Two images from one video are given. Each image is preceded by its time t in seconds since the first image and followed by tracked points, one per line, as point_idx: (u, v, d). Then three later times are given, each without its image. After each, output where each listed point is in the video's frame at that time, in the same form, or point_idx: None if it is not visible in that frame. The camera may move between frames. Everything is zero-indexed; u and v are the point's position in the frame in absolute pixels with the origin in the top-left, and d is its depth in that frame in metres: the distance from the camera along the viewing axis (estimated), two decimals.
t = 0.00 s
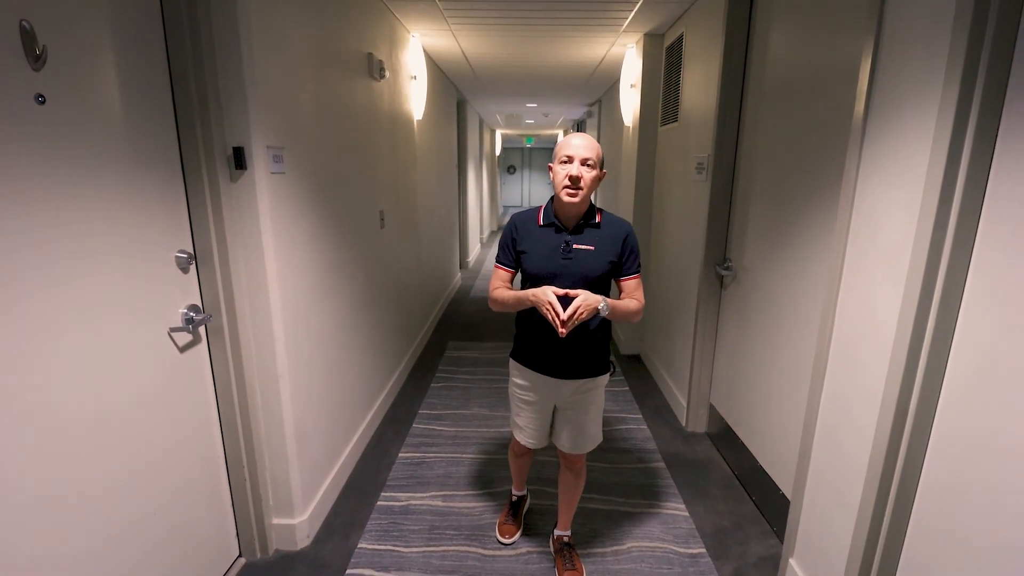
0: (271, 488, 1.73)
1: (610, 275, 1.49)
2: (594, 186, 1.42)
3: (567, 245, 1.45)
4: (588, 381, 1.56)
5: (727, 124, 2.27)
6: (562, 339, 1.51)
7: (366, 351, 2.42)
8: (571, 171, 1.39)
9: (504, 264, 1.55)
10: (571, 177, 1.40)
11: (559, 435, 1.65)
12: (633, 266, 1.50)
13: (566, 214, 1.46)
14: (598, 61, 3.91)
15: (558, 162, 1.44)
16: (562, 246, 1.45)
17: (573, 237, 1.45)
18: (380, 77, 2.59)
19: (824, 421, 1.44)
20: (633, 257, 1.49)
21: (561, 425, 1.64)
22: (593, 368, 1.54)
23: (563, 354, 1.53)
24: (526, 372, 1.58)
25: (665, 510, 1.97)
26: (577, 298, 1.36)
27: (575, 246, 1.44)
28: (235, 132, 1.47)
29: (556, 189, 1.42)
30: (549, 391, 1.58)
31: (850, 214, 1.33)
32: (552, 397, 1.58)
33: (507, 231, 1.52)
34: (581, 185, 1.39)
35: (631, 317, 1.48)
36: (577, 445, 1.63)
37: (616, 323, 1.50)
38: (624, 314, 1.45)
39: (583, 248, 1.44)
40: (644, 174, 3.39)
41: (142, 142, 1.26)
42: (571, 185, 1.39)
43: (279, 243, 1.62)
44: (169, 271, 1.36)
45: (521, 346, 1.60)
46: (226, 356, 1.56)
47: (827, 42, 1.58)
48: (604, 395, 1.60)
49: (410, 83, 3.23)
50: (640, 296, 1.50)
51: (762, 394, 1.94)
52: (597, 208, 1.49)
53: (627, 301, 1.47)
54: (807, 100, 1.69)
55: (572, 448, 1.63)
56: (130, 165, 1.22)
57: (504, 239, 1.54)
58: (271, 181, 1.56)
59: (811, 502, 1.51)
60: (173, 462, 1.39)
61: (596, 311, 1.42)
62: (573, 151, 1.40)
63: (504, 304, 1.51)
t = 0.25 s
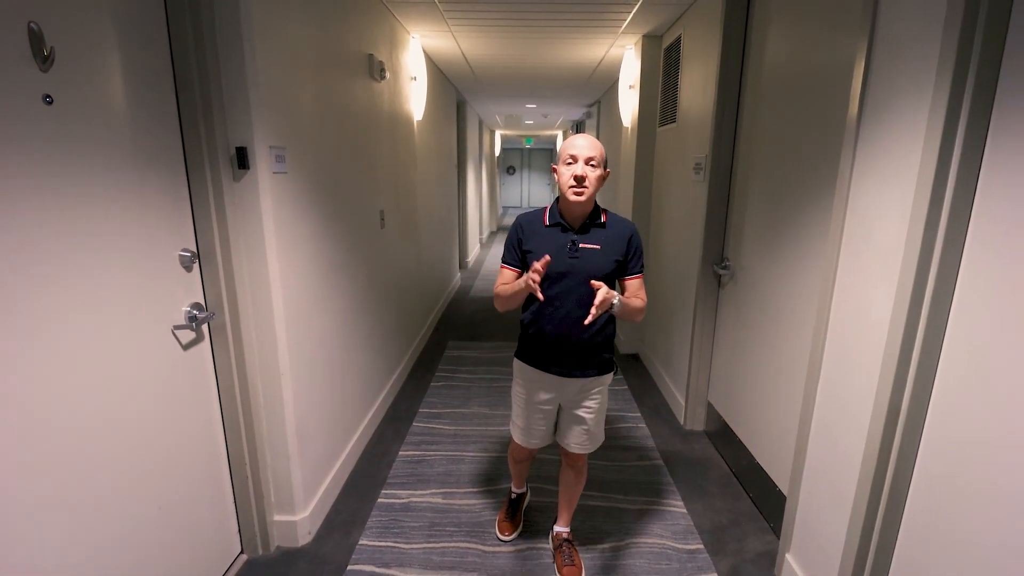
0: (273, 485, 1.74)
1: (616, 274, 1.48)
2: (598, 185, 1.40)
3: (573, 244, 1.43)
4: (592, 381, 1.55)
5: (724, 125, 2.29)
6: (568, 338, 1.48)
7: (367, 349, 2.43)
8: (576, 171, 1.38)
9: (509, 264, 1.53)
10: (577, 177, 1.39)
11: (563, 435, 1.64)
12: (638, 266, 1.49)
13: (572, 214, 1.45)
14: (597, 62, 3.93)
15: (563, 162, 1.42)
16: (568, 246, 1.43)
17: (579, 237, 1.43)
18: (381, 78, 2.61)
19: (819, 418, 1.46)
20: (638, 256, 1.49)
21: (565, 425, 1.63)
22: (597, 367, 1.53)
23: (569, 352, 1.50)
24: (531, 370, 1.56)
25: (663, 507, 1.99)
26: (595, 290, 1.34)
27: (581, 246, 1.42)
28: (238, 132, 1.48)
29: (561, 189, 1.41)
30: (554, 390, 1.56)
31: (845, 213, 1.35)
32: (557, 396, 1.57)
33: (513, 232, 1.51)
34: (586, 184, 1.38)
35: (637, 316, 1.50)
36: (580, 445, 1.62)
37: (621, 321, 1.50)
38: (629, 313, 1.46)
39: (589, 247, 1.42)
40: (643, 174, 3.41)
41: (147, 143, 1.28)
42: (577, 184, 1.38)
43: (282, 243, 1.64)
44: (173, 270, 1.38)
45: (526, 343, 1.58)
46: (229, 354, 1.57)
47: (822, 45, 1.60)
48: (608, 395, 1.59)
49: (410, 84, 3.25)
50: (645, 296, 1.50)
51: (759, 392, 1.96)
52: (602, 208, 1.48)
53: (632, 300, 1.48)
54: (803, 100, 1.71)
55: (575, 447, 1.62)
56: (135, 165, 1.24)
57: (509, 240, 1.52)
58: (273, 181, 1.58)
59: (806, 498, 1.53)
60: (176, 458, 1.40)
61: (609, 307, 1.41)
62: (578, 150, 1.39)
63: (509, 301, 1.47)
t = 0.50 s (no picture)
0: (276, 482, 1.76)
1: (622, 274, 1.49)
2: (603, 187, 1.42)
3: (580, 245, 1.43)
4: (597, 380, 1.55)
5: (722, 126, 2.31)
6: (576, 338, 1.48)
7: (368, 348, 2.45)
8: (581, 172, 1.40)
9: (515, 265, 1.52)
10: (582, 179, 1.40)
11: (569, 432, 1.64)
12: (643, 265, 1.51)
13: (577, 215, 1.46)
14: (596, 64, 3.95)
15: (567, 164, 1.44)
16: (575, 246, 1.43)
17: (585, 237, 1.44)
18: (382, 80, 2.63)
19: (816, 415, 1.48)
20: (643, 255, 1.50)
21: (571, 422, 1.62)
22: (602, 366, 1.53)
23: (577, 351, 1.50)
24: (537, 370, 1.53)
25: (662, 504, 2.01)
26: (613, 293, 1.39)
27: (588, 246, 1.43)
28: (243, 133, 1.50)
29: (567, 190, 1.42)
30: (560, 390, 1.55)
31: (841, 213, 1.37)
32: (562, 396, 1.56)
33: (518, 234, 1.50)
34: (592, 185, 1.40)
35: (644, 314, 1.52)
36: (588, 442, 1.62)
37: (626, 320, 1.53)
38: (636, 312, 1.49)
39: (595, 247, 1.43)
40: (642, 175, 3.44)
41: (154, 143, 1.30)
42: (582, 186, 1.39)
43: (285, 243, 1.66)
44: (179, 269, 1.40)
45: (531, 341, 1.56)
46: (233, 352, 1.59)
47: (819, 47, 1.62)
48: (613, 393, 1.60)
49: (411, 86, 3.27)
50: (649, 295, 1.52)
51: (757, 390, 1.98)
52: (606, 209, 1.50)
53: (638, 299, 1.50)
54: (800, 102, 1.73)
55: (579, 445, 1.63)
56: (143, 165, 1.26)
57: (515, 242, 1.52)
58: (277, 181, 1.60)
59: (803, 495, 1.55)
60: (182, 454, 1.42)
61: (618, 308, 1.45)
62: (582, 152, 1.40)
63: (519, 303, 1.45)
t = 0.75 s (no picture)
0: (279, 480, 1.78)
1: (624, 273, 1.52)
2: (604, 188, 1.44)
3: (583, 246, 1.45)
4: (599, 378, 1.56)
5: (719, 128, 2.34)
6: (580, 338, 1.50)
7: (369, 348, 2.48)
8: (584, 173, 1.42)
9: (517, 268, 1.52)
10: (584, 181, 1.42)
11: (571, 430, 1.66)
12: (644, 263, 1.54)
13: (579, 216, 1.47)
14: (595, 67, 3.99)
15: (569, 166, 1.46)
16: (578, 248, 1.45)
17: (588, 238, 1.46)
18: (383, 83, 2.66)
19: (810, 412, 1.51)
20: (644, 254, 1.53)
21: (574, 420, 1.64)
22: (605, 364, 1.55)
23: (580, 350, 1.52)
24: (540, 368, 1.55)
25: (660, 502, 2.03)
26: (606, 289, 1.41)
27: (591, 247, 1.45)
28: (248, 136, 1.53)
29: (570, 192, 1.44)
30: (565, 387, 1.55)
31: (834, 214, 1.40)
32: (565, 394, 1.57)
33: (521, 237, 1.51)
34: (593, 187, 1.41)
35: (646, 313, 1.54)
36: (590, 439, 1.64)
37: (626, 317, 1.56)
38: (637, 310, 1.51)
39: (598, 248, 1.45)
40: (640, 177, 3.47)
41: (160, 146, 1.32)
42: (585, 187, 1.41)
43: (289, 244, 1.68)
44: (184, 269, 1.43)
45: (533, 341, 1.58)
46: (238, 351, 1.62)
47: (812, 52, 1.66)
48: (614, 391, 1.61)
49: (411, 89, 3.30)
50: (651, 293, 1.55)
51: (753, 388, 2.01)
52: (607, 209, 1.52)
53: (639, 297, 1.53)
54: (794, 105, 1.76)
55: (581, 442, 1.65)
56: (150, 168, 1.29)
57: (517, 244, 1.52)
58: (281, 183, 1.62)
59: (798, 491, 1.58)
60: (186, 452, 1.45)
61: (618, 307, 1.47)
62: (584, 154, 1.43)
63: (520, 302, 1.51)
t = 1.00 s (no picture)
0: (282, 478, 1.81)
1: (623, 276, 1.55)
2: (604, 194, 1.47)
3: (583, 249, 1.49)
4: (600, 378, 1.58)
5: (716, 132, 2.37)
6: (580, 339, 1.52)
7: (371, 349, 2.50)
8: (584, 180, 1.44)
9: (518, 269, 1.56)
10: (584, 187, 1.44)
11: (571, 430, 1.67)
12: (642, 266, 1.57)
13: (579, 219, 1.50)
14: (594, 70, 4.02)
15: (570, 172, 1.49)
16: (578, 251, 1.49)
17: (588, 242, 1.50)
18: (384, 86, 2.69)
19: (805, 411, 1.54)
20: (642, 257, 1.57)
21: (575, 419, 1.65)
22: (606, 365, 1.57)
23: (582, 351, 1.53)
24: (542, 372, 1.54)
25: (658, 501, 2.06)
26: (595, 286, 1.41)
27: (590, 250, 1.49)
28: (253, 140, 1.56)
29: (569, 197, 1.47)
30: (565, 388, 1.56)
31: (828, 217, 1.44)
32: (567, 396, 1.58)
33: (522, 239, 1.54)
34: (593, 194, 1.44)
35: (641, 314, 1.55)
36: (590, 437, 1.66)
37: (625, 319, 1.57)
38: (633, 310, 1.52)
39: (598, 251, 1.49)
40: (639, 179, 3.50)
41: (168, 150, 1.35)
42: (584, 193, 1.44)
43: (293, 245, 1.71)
44: (191, 271, 1.45)
45: (535, 342, 1.58)
46: (243, 351, 1.64)
47: (807, 57, 1.69)
48: (614, 390, 1.64)
49: (412, 92, 3.33)
50: (649, 295, 1.57)
51: (750, 388, 2.04)
52: (607, 213, 1.55)
53: (638, 298, 1.55)
54: (790, 109, 1.79)
55: (582, 441, 1.67)
56: (158, 171, 1.31)
57: (518, 246, 1.56)
58: (285, 185, 1.65)
59: (793, 488, 1.61)
60: (192, 449, 1.47)
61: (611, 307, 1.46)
62: (585, 160, 1.45)
63: (523, 305, 1.52)
